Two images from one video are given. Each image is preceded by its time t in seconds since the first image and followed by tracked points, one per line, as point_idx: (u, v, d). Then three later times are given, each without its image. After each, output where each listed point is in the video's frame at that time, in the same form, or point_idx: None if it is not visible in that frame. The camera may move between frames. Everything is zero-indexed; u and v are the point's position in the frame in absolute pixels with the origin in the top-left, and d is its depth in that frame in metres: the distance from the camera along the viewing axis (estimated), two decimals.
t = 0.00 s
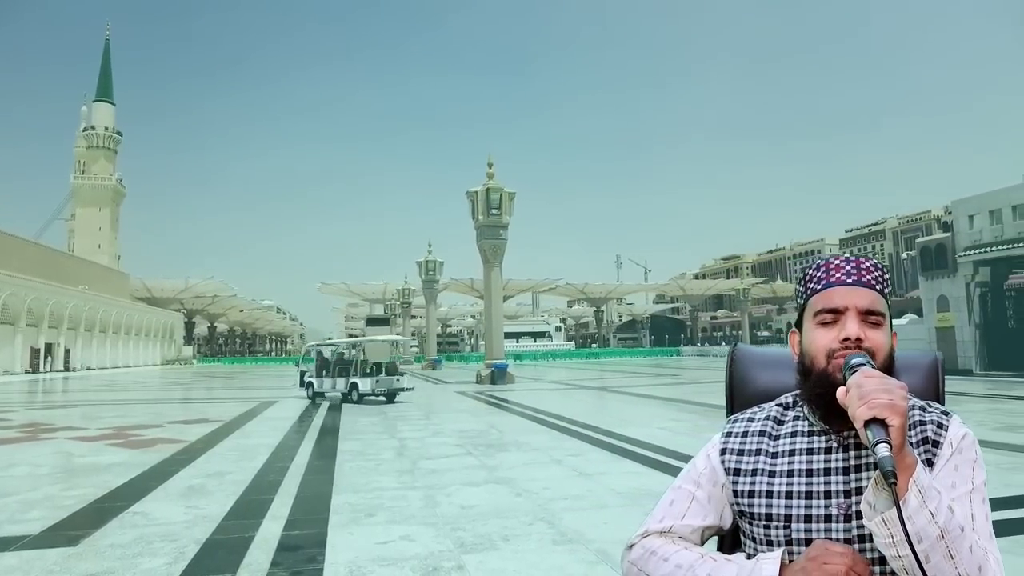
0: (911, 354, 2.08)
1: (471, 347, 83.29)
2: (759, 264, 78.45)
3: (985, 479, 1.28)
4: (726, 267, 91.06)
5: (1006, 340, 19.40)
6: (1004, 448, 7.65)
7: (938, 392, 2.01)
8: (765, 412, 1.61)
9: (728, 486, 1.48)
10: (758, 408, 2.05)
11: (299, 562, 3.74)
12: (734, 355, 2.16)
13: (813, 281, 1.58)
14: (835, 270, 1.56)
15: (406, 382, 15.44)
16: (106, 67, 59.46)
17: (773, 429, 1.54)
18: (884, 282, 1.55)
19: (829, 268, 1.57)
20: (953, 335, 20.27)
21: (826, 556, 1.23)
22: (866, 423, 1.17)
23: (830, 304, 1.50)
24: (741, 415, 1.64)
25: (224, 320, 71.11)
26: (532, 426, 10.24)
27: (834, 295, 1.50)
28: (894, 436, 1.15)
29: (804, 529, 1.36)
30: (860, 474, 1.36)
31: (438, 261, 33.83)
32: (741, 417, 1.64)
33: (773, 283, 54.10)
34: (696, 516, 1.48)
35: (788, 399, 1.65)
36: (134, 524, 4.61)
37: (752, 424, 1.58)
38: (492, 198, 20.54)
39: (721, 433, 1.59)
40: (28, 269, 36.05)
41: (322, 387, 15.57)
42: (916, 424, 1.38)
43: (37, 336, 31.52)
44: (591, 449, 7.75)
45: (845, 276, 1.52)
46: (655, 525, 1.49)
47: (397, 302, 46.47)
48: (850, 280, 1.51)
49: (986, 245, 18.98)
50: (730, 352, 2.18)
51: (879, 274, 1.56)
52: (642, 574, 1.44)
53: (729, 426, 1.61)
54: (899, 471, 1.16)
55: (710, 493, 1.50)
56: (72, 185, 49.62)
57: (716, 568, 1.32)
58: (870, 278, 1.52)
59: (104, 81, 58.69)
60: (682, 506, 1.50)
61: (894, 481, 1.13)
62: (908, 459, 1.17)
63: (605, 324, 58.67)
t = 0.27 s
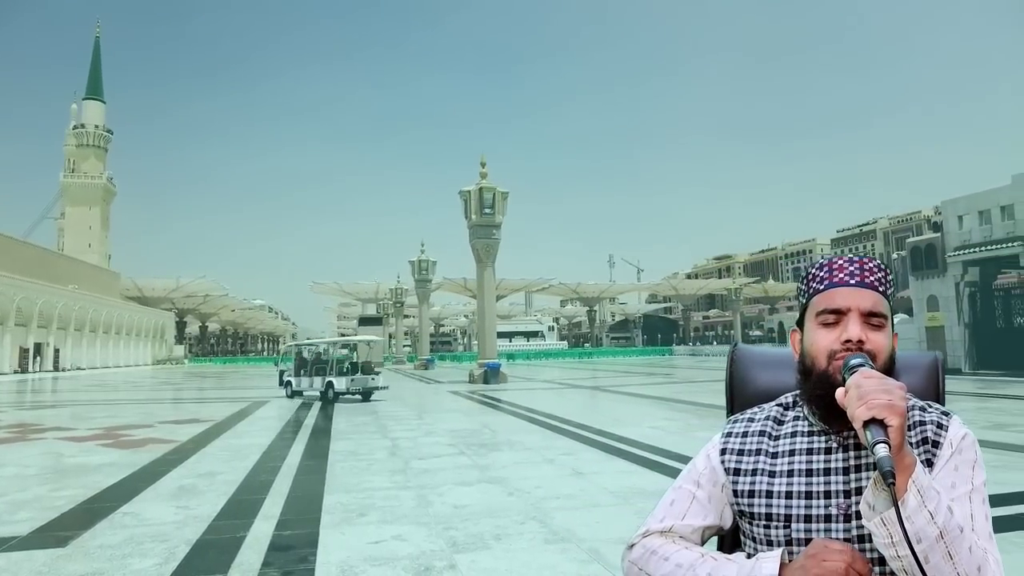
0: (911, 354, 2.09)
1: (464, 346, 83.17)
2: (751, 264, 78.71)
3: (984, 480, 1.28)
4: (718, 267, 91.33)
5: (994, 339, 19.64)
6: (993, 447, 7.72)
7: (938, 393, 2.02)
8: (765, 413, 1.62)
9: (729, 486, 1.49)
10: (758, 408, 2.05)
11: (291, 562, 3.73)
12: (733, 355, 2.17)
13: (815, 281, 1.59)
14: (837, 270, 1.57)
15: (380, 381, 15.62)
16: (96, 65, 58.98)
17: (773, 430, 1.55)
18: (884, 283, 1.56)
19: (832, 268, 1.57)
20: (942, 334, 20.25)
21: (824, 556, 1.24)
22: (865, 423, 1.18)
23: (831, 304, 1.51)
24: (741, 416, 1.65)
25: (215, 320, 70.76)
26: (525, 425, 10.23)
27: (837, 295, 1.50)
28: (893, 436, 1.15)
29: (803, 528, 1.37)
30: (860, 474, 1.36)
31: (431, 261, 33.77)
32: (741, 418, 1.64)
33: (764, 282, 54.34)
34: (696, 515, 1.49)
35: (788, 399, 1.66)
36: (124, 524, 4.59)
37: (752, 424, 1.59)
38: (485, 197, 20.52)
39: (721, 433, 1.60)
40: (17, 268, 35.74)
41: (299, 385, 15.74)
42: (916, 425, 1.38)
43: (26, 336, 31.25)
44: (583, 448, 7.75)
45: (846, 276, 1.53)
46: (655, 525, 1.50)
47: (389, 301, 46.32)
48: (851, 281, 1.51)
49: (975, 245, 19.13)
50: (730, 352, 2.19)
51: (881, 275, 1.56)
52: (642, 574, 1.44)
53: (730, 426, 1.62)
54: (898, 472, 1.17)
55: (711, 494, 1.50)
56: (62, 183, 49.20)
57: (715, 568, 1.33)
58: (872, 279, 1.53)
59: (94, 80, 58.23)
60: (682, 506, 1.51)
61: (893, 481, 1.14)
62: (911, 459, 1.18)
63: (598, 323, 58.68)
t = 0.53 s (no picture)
0: (910, 354, 2.10)
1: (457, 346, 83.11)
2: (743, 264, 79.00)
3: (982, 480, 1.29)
4: (710, 266, 91.64)
5: (983, 339, 19.80)
6: (981, 445, 7.79)
7: (938, 392, 2.03)
8: (766, 413, 1.62)
9: (728, 486, 1.50)
10: (758, 408, 2.06)
11: (282, 562, 3.72)
12: (733, 355, 2.18)
13: (816, 283, 1.59)
14: (838, 272, 1.57)
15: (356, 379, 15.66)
16: (86, 63, 58.54)
17: (773, 430, 1.55)
18: (884, 283, 1.56)
19: (833, 269, 1.58)
20: (933, 334, 20.32)
21: (824, 554, 1.24)
22: (865, 424, 1.19)
23: (829, 306, 1.51)
24: (741, 416, 1.65)
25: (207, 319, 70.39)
26: (517, 425, 10.23)
27: (837, 296, 1.51)
28: (893, 436, 1.16)
29: (803, 528, 1.38)
30: (861, 475, 1.37)
31: (423, 260, 33.72)
32: (742, 418, 1.65)
33: (756, 282, 54.56)
34: (697, 516, 1.49)
35: (787, 400, 1.67)
36: (114, 525, 4.56)
37: (751, 424, 1.59)
38: (478, 197, 20.51)
39: (722, 433, 1.60)
40: (7, 268, 35.45)
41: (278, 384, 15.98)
42: (917, 425, 1.39)
43: (15, 335, 31.00)
44: (576, 447, 7.76)
45: (847, 278, 1.53)
46: (656, 525, 1.50)
47: (382, 301, 46.22)
48: (852, 283, 1.52)
49: (965, 246, 19.29)
50: (730, 352, 2.20)
51: (883, 276, 1.57)
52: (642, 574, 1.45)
53: (729, 426, 1.63)
54: (898, 472, 1.17)
55: (712, 494, 1.51)
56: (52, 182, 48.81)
57: (715, 568, 1.34)
58: (873, 280, 1.53)
59: (84, 78, 57.81)
60: (682, 506, 1.51)
61: (894, 482, 1.14)
62: (910, 460, 1.18)
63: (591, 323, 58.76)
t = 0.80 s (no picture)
0: (911, 354, 2.11)
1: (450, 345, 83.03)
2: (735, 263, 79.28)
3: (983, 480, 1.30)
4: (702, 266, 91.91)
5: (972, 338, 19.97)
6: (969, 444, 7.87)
7: (938, 393, 2.04)
8: (766, 413, 1.63)
9: (728, 485, 1.50)
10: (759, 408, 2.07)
11: (274, 562, 3.71)
12: (734, 355, 2.19)
13: (818, 283, 1.60)
14: (840, 272, 1.58)
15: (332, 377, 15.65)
16: (76, 61, 58.08)
17: (774, 430, 1.56)
18: (887, 285, 1.57)
19: (835, 269, 1.59)
20: (923, 333, 20.27)
21: (822, 553, 1.25)
22: (865, 424, 1.19)
23: (832, 305, 1.52)
24: (741, 416, 1.66)
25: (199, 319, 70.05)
26: (511, 424, 10.22)
27: (837, 297, 1.52)
28: (893, 437, 1.17)
29: (803, 527, 1.39)
30: (860, 475, 1.38)
31: (417, 259, 33.63)
32: (742, 418, 1.65)
33: (749, 282, 54.77)
34: (696, 516, 1.50)
35: (788, 399, 1.67)
36: (104, 525, 4.53)
37: (753, 424, 1.60)
38: (472, 196, 20.47)
39: (721, 433, 1.61)
40: None
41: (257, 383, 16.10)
42: (915, 425, 1.40)
43: (5, 335, 30.73)
44: (569, 447, 7.77)
45: (848, 279, 1.53)
46: (656, 525, 1.51)
47: (375, 300, 46.10)
48: (853, 283, 1.52)
49: (955, 246, 19.43)
50: (731, 352, 2.21)
51: (884, 277, 1.57)
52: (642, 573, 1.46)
53: (730, 426, 1.63)
54: (899, 473, 1.18)
55: (711, 494, 1.51)
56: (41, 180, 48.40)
57: (715, 567, 1.34)
58: (875, 281, 1.54)
59: (73, 75, 57.33)
60: (682, 506, 1.52)
61: (896, 482, 1.15)
62: (910, 460, 1.19)
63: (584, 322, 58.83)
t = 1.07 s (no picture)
0: (911, 354, 2.12)
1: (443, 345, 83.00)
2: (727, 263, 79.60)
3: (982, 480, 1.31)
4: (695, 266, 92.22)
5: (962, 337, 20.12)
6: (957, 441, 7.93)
7: (937, 392, 2.06)
8: (766, 413, 1.64)
9: (728, 485, 1.51)
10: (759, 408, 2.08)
11: (266, 562, 3.69)
12: (734, 355, 2.20)
13: (818, 282, 1.61)
14: (839, 272, 1.59)
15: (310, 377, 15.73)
16: (66, 59, 57.68)
17: (773, 430, 1.56)
18: (885, 283, 1.58)
19: (835, 269, 1.59)
20: (914, 332, 20.54)
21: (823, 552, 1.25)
22: (866, 424, 1.20)
23: (830, 304, 1.53)
24: (741, 416, 1.66)
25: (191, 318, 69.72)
26: (503, 424, 10.21)
27: (837, 296, 1.53)
28: (893, 436, 1.17)
29: (803, 528, 1.39)
30: (859, 475, 1.38)
31: (410, 259, 33.56)
32: (741, 418, 1.66)
33: (741, 281, 55.02)
34: (696, 516, 1.51)
35: (788, 399, 1.68)
36: (94, 526, 4.50)
37: (752, 424, 1.60)
38: (465, 195, 20.44)
39: (722, 434, 1.62)
40: None
41: (236, 382, 16.17)
42: (915, 425, 1.41)
43: None
44: (562, 446, 7.78)
45: (848, 278, 1.54)
46: (656, 525, 1.51)
47: (368, 300, 45.99)
48: (854, 283, 1.53)
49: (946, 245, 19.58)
50: (731, 351, 2.22)
51: (885, 276, 1.58)
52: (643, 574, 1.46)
53: (729, 426, 1.64)
54: (900, 472, 1.19)
55: (712, 494, 1.52)
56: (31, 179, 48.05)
57: (715, 566, 1.35)
58: (876, 281, 1.55)
59: (63, 73, 56.93)
60: (682, 506, 1.53)
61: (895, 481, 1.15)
62: (909, 460, 1.20)
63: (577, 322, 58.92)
